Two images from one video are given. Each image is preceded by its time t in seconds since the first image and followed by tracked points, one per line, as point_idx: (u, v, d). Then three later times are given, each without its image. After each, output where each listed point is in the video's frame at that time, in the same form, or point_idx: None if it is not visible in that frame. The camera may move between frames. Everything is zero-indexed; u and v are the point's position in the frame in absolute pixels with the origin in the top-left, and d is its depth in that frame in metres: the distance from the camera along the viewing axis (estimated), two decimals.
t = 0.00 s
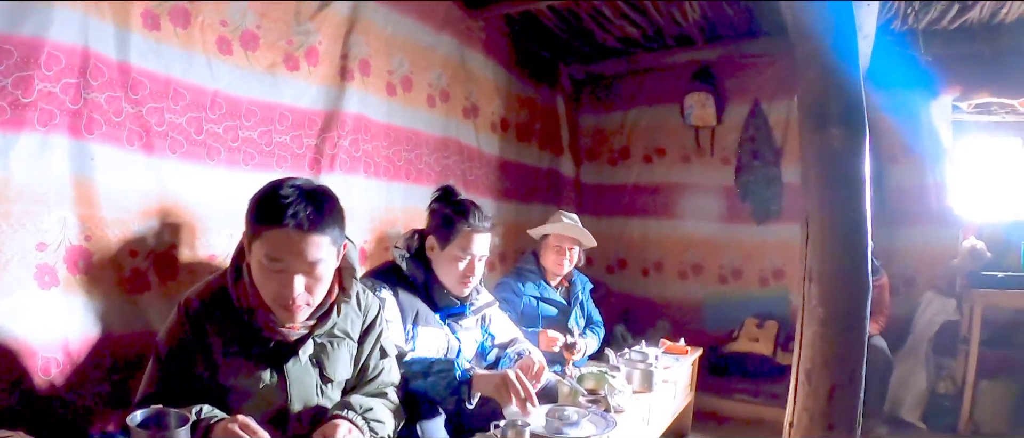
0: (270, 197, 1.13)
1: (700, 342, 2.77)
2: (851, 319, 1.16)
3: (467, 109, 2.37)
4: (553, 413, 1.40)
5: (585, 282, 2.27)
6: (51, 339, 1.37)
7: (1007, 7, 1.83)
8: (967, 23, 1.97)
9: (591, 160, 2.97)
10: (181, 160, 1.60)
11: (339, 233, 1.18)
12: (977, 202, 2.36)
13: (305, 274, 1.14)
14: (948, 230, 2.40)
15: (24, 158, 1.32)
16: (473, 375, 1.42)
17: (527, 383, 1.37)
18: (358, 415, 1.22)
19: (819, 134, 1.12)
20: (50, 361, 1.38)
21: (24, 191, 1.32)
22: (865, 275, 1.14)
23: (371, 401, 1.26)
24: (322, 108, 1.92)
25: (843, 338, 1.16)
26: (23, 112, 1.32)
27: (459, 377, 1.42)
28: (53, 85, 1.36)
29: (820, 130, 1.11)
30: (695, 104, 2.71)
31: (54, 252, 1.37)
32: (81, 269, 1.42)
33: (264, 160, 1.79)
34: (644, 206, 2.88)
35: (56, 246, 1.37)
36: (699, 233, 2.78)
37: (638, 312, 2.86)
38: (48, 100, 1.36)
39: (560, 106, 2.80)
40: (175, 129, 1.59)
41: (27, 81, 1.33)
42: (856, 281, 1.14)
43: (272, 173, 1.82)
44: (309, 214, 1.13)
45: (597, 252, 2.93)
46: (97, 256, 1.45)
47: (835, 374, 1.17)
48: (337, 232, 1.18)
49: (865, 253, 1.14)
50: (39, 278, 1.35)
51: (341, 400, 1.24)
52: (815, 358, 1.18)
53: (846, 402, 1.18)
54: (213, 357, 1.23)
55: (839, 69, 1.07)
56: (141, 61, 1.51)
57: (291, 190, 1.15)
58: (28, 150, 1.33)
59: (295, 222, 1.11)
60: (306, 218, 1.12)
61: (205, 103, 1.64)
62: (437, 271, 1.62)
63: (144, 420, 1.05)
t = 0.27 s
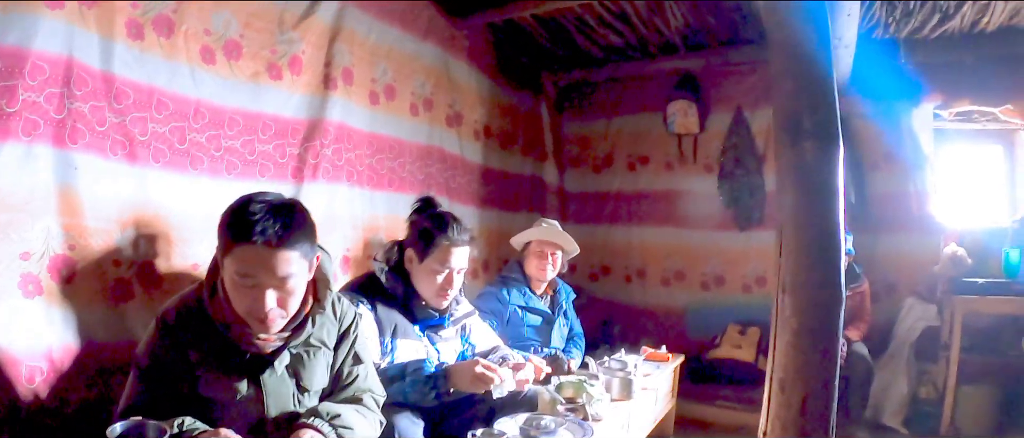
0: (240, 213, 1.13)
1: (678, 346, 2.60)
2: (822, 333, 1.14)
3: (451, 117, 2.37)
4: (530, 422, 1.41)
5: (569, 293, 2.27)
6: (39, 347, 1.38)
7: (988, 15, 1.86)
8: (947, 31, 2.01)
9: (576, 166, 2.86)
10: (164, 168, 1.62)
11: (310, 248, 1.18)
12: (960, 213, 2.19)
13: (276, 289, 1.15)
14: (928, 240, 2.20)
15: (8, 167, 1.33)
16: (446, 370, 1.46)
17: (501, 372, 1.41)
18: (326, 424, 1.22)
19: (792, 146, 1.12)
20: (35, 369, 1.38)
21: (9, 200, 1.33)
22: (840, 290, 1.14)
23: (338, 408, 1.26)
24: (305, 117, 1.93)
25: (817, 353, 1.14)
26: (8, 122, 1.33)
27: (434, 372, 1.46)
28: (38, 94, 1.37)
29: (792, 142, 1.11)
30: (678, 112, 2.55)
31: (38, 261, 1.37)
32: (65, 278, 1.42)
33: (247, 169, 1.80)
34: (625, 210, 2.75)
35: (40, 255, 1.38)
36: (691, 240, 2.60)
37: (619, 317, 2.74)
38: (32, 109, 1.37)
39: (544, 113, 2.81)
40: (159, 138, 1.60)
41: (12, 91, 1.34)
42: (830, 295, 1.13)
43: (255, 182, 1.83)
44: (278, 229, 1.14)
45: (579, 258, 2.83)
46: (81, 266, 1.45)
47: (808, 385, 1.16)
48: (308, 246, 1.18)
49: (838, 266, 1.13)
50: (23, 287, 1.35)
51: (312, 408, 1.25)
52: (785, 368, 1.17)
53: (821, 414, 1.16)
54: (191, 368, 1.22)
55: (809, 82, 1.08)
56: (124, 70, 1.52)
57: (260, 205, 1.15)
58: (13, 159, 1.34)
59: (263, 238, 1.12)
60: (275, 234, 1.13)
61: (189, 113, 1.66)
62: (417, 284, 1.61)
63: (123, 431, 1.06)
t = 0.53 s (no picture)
0: (210, 220, 1.10)
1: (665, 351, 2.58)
2: (809, 335, 1.13)
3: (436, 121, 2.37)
4: (511, 429, 1.36)
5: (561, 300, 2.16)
6: (14, 353, 1.35)
7: (974, 19, 1.86)
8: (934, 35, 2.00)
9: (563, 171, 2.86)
10: (144, 172, 1.59)
11: (283, 253, 1.15)
12: (949, 216, 2.17)
13: (248, 296, 1.12)
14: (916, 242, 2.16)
15: None
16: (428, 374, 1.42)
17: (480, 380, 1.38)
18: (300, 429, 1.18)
19: (774, 150, 1.10)
20: (13, 375, 1.35)
21: None
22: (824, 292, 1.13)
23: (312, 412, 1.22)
24: (288, 121, 1.90)
25: (802, 353, 1.13)
26: None
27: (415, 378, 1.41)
28: (16, 97, 1.35)
29: (774, 144, 1.10)
30: (664, 116, 2.55)
31: (15, 266, 1.35)
32: (43, 282, 1.40)
33: (228, 173, 1.76)
34: (612, 215, 2.75)
35: (18, 260, 1.36)
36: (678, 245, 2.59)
37: (605, 323, 2.75)
38: (11, 113, 1.35)
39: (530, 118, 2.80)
40: (139, 142, 1.57)
41: None
42: (816, 295, 1.12)
43: (236, 186, 1.79)
44: (249, 235, 1.10)
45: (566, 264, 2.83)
46: (60, 271, 1.43)
47: (793, 389, 1.14)
48: (281, 252, 1.15)
49: (820, 267, 1.13)
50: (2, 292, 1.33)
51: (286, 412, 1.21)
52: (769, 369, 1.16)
53: (806, 416, 1.15)
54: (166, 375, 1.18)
55: (789, 83, 1.07)
56: (105, 74, 1.51)
57: (231, 211, 1.12)
58: None
59: (234, 244, 1.09)
60: (245, 240, 1.09)
61: (169, 116, 1.63)
62: (399, 291, 1.55)
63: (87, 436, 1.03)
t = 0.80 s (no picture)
0: (180, 214, 1.07)
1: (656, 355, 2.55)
2: (801, 334, 1.09)
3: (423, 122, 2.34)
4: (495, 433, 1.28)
5: (551, 303, 2.08)
6: None
7: (966, 18, 1.84)
8: (927, 33, 1.98)
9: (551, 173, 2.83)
10: (124, 172, 1.55)
11: (256, 249, 1.11)
12: (941, 216, 2.15)
13: (220, 293, 1.07)
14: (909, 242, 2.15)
15: None
16: (409, 377, 1.36)
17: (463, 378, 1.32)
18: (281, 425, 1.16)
19: (763, 144, 1.07)
20: None
21: None
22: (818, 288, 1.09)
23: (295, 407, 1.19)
24: (271, 121, 1.87)
25: (795, 353, 1.10)
26: None
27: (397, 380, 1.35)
28: None
29: (764, 137, 1.06)
30: (655, 117, 2.54)
31: None
32: (20, 283, 1.35)
33: (211, 173, 1.72)
34: (602, 217, 2.72)
35: None
36: (669, 247, 2.56)
37: (596, 327, 2.71)
38: None
39: (518, 120, 2.78)
40: (119, 141, 1.53)
41: None
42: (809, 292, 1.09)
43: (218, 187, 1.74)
44: (220, 229, 1.06)
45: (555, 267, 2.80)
46: (36, 271, 1.38)
47: (786, 390, 1.11)
48: (254, 248, 1.11)
49: (814, 262, 1.08)
50: None
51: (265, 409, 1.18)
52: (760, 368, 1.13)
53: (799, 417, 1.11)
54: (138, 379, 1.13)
55: (780, 76, 1.04)
56: (85, 71, 1.47)
57: (202, 206, 1.09)
58: None
59: (204, 239, 1.05)
60: (216, 234, 1.05)
61: (150, 115, 1.60)
62: (381, 293, 1.49)
63: None
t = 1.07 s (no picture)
0: (156, 207, 1.06)
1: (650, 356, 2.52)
2: (799, 331, 1.05)
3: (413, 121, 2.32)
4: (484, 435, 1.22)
5: (542, 304, 2.04)
6: None
7: (961, 14, 1.83)
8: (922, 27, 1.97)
9: (543, 173, 2.81)
10: (106, 169, 1.51)
11: (233, 243, 1.10)
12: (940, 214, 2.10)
13: (197, 286, 1.06)
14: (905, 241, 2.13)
15: None
16: (394, 374, 1.32)
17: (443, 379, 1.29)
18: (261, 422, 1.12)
19: (758, 134, 1.03)
20: None
21: None
22: (815, 281, 1.05)
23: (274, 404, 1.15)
24: (257, 119, 1.83)
25: (792, 350, 1.06)
26: None
27: (381, 378, 1.32)
28: None
29: (758, 128, 1.03)
30: (647, 116, 2.52)
31: None
32: None
33: (196, 172, 1.68)
34: (595, 217, 2.69)
35: None
36: (663, 247, 2.54)
37: (589, 328, 2.68)
38: None
39: (510, 120, 2.76)
40: (101, 138, 1.49)
41: None
42: (804, 286, 1.05)
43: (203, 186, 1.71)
44: (196, 222, 1.06)
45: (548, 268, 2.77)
46: (15, 271, 1.34)
47: (783, 389, 1.06)
48: (231, 241, 1.11)
49: (811, 254, 1.05)
50: None
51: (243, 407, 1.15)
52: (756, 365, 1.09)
53: (797, 417, 1.07)
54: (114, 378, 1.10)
55: (777, 64, 1.00)
56: (68, 67, 1.43)
57: (178, 198, 1.09)
58: None
59: (180, 231, 1.04)
60: (192, 226, 1.05)
61: (134, 112, 1.56)
62: (367, 292, 1.44)
63: None
